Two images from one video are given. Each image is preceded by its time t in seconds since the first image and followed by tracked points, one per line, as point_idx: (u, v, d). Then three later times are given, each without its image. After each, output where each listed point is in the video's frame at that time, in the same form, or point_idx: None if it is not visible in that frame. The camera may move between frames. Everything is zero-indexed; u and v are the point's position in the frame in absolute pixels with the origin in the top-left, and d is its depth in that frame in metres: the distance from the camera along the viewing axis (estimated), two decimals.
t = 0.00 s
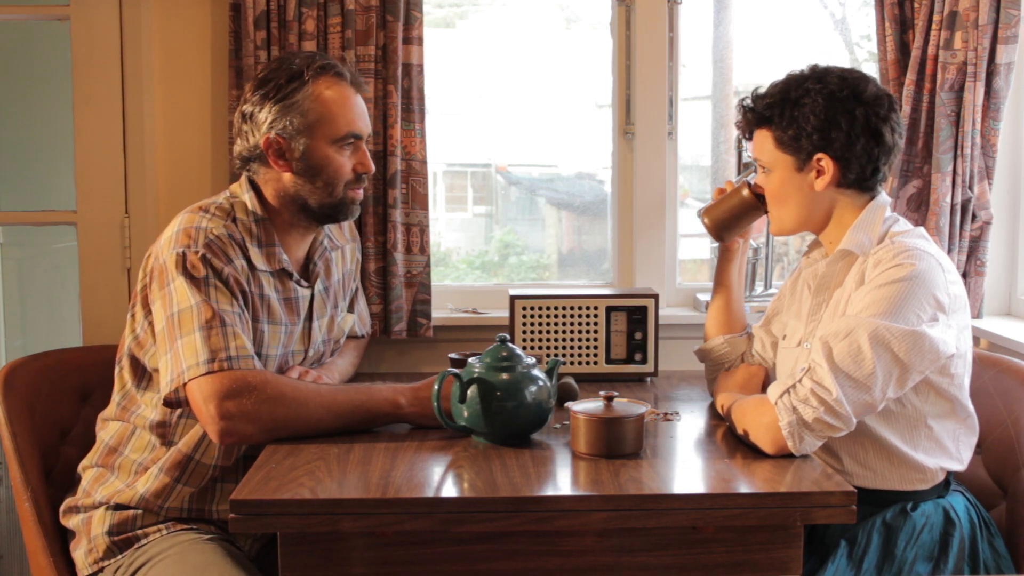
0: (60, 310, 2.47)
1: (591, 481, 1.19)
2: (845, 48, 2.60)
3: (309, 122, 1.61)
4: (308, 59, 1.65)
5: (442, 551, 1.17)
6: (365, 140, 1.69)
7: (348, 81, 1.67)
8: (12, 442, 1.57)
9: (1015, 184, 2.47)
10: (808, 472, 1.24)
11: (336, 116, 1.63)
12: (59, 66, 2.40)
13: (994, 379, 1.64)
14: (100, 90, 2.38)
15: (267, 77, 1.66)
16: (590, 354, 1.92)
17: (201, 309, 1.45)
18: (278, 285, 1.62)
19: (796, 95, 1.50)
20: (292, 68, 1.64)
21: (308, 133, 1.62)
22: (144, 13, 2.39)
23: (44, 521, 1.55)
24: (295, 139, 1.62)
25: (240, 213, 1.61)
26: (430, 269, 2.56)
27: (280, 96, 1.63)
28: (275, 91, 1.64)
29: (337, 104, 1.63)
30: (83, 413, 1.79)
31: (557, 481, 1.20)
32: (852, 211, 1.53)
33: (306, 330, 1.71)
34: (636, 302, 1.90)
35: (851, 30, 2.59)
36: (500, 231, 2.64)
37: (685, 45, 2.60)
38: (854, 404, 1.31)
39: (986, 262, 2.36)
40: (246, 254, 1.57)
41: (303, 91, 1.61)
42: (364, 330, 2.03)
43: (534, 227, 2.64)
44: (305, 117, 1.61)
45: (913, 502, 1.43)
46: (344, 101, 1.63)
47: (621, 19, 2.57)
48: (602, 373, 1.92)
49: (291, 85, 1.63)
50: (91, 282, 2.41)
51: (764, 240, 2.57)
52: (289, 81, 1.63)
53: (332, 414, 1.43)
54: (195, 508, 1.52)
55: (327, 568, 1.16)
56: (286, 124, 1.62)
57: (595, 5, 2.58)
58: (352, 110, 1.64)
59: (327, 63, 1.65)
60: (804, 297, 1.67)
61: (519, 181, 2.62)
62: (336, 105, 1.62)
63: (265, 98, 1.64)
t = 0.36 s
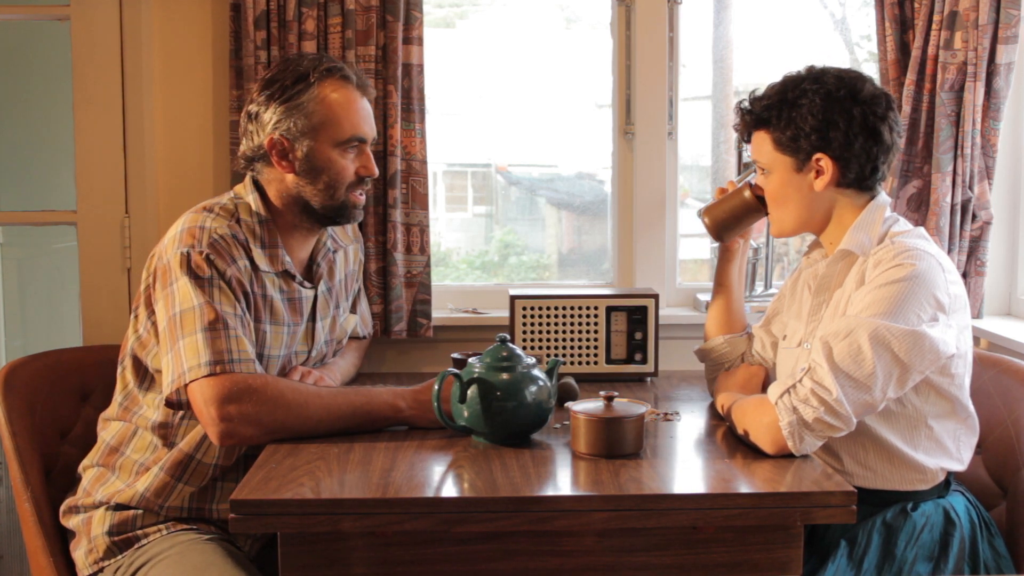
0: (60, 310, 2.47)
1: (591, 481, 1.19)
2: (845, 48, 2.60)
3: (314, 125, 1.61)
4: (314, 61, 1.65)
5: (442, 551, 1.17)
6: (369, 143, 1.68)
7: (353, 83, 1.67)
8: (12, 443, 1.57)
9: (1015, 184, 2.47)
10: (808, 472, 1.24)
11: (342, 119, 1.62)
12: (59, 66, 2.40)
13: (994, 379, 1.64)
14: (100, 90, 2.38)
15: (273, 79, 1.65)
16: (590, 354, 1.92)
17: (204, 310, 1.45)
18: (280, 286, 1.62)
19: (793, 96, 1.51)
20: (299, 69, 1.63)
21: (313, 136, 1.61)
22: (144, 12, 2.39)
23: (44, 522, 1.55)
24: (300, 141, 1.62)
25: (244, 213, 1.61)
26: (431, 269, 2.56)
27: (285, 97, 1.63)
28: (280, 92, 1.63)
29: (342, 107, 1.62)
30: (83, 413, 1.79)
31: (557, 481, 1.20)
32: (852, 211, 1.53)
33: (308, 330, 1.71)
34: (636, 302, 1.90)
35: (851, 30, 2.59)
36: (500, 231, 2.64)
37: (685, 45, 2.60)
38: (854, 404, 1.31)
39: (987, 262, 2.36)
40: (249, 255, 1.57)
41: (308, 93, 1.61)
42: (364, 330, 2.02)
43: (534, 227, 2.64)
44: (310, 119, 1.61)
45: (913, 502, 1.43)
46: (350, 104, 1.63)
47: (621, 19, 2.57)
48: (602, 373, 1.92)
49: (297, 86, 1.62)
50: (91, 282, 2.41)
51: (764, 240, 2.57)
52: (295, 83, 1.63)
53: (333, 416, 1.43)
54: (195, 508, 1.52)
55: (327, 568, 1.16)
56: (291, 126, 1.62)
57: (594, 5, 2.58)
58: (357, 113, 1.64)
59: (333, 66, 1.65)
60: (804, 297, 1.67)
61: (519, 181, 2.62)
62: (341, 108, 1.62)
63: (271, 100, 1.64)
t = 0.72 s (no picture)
0: (60, 310, 2.47)
1: (591, 481, 1.19)
2: (845, 48, 2.60)
3: (299, 118, 1.62)
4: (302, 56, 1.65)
5: (442, 551, 1.17)
6: (357, 139, 1.68)
7: (342, 77, 1.67)
8: (12, 442, 1.57)
9: (1015, 183, 2.47)
10: (808, 472, 1.24)
11: (327, 114, 1.62)
12: (59, 66, 2.41)
13: (994, 379, 1.64)
14: (100, 90, 2.38)
15: (262, 73, 1.66)
16: (590, 354, 1.92)
17: (201, 310, 1.45)
18: (279, 285, 1.62)
19: (794, 96, 1.50)
20: (286, 64, 1.64)
21: (299, 130, 1.62)
22: (143, 12, 2.39)
23: (44, 522, 1.55)
24: (285, 135, 1.63)
25: (240, 212, 1.61)
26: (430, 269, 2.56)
27: (272, 92, 1.63)
28: (267, 86, 1.64)
29: (331, 102, 1.62)
30: (83, 413, 1.79)
31: (557, 481, 1.20)
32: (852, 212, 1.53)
33: (308, 329, 1.71)
34: (636, 302, 1.89)
35: (851, 30, 2.59)
36: (500, 231, 2.64)
37: (685, 45, 2.60)
38: (854, 404, 1.31)
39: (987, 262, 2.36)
40: (245, 253, 1.58)
41: (294, 87, 1.62)
42: (364, 330, 2.02)
43: (534, 227, 2.64)
44: (295, 113, 1.62)
45: (913, 502, 1.43)
46: (338, 99, 1.63)
47: (621, 19, 2.57)
48: (602, 373, 1.92)
49: (284, 80, 1.63)
50: (91, 282, 2.41)
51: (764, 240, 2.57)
52: (281, 77, 1.64)
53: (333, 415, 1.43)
54: (195, 508, 1.52)
55: (327, 568, 1.16)
56: (278, 119, 1.62)
57: (594, 5, 2.58)
58: (346, 108, 1.64)
59: (319, 60, 1.65)
60: (804, 296, 1.67)
61: (518, 181, 2.62)
62: (328, 102, 1.62)
63: (259, 94, 1.65)
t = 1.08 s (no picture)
0: (60, 310, 2.47)
1: (591, 481, 1.19)
2: (845, 48, 2.60)
3: (303, 125, 1.61)
4: (306, 60, 1.65)
5: (442, 551, 1.17)
6: (360, 143, 1.68)
7: (345, 82, 1.67)
8: (12, 443, 1.57)
9: (1015, 183, 2.47)
10: (808, 473, 1.24)
11: (332, 119, 1.62)
12: (59, 66, 2.41)
13: (994, 379, 1.64)
14: (100, 90, 2.38)
15: (262, 79, 1.65)
16: (590, 354, 1.92)
17: (200, 312, 1.45)
18: (278, 286, 1.63)
19: (802, 94, 1.50)
20: (288, 69, 1.63)
21: (304, 137, 1.62)
22: (145, 12, 2.39)
23: (44, 522, 1.55)
24: (289, 143, 1.62)
25: (239, 214, 1.61)
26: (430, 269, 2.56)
27: (275, 98, 1.62)
28: (269, 92, 1.64)
29: (334, 107, 1.62)
30: (83, 413, 1.80)
31: (557, 481, 1.20)
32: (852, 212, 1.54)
33: (308, 330, 1.71)
34: (636, 302, 1.89)
35: (851, 30, 2.59)
36: (500, 231, 2.64)
37: (685, 45, 2.60)
38: (855, 404, 1.31)
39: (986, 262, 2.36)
40: (244, 254, 1.58)
41: (297, 94, 1.61)
42: (364, 330, 2.02)
43: (534, 227, 2.64)
44: (300, 120, 1.61)
45: (913, 502, 1.43)
46: (341, 104, 1.63)
47: (621, 19, 2.57)
48: (602, 373, 1.92)
49: (287, 87, 1.62)
50: (91, 282, 2.41)
51: (764, 241, 2.57)
52: (284, 83, 1.63)
53: (333, 415, 1.43)
54: (195, 509, 1.52)
55: (327, 568, 1.16)
56: (281, 127, 1.62)
57: (594, 5, 2.58)
58: (349, 113, 1.64)
59: (323, 65, 1.64)
60: (804, 296, 1.67)
61: (519, 181, 2.62)
62: (332, 108, 1.62)
63: (261, 100, 1.64)
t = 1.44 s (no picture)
0: (60, 310, 2.47)
1: (591, 481, 1.19)
2: (845, 48, 2.60)
3: (310, 130, 1.61)
4: (311, 64, 1.64)
5: (442, 551, 1.17)
6: (367, 147, 1.68)
7: (350, 85, 1.67)
8: (12, 443, 1.57)
9: (1015, 183, 2.47)
10: (808, 473, 1.24)
11: (338, 124, 1.62)
12: (59, 66, 2.41)
13: (994, 379, 1.64)
14: (100, 89, 2.38)
15: (269, 82, 1.65)
16: (590, 354, 1.92)
17: (202, 313, 1.45)
18: (280, 287, 1.63)
19: (802, 95, 1.50)
20: (294, 73, 1.63)
21: (311, 142, 1.61)
22: (145, 12, 2.39)
23: (44, 522, 1.55)
24: (297, 147, 1.62)
25: (242, 217, 1.61)
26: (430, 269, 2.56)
27: (282, 103, 1.62)
28: (276, 97, 1.63)
29: (340, 111, 1.62)
30: (83, 413, 1.80)
31: (557, 481, 1.20)
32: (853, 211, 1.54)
33: (311, 331, 1.71)
34: (636, 302, 1.90)
35: (851, 30, 2.59)
36: (500, 231, 2.64)
37: (685, 45, 2.60)
38: (854, 403, 1.31)
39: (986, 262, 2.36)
40: (247, 255, 1.58)
41: (305, 98, 1.61)
42: (365, 330, 2.02)
43: (534, 227, 2.64)
44: (308, 125, 1.61)
45: (914, 502, 1.43)
46: (347, 108, 1.63)
47: (621, 19, 2.57)
48: (602, 373, 1.92)
49: (293, 91, 1.62)
50: (91, 282, 2.41)
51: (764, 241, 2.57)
52: (291, 87, 1.63)
53: (333, 416, 1.43)
54: (195, 509, 1.52)
55: (327, 568, 1.16)
56: (289, 131, 1.61)
57: (594, 5, 2.58)
58: (355, 118, 1.64)
59: (328, 69, 1.64)
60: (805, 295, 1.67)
61: (519, 181, 2.62)
62: (338, 112, 1.62)
63: (267, 105, 1.64)
